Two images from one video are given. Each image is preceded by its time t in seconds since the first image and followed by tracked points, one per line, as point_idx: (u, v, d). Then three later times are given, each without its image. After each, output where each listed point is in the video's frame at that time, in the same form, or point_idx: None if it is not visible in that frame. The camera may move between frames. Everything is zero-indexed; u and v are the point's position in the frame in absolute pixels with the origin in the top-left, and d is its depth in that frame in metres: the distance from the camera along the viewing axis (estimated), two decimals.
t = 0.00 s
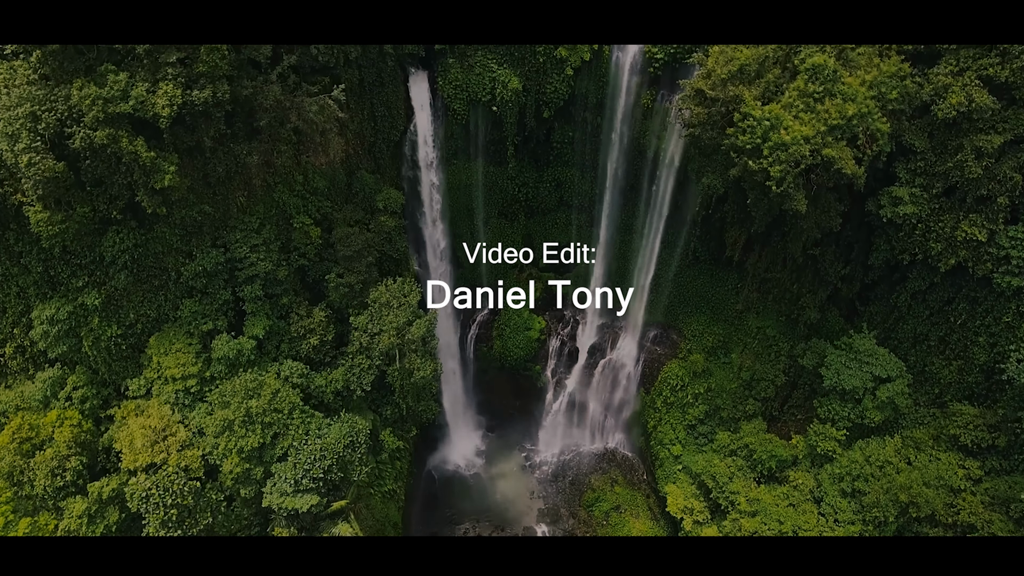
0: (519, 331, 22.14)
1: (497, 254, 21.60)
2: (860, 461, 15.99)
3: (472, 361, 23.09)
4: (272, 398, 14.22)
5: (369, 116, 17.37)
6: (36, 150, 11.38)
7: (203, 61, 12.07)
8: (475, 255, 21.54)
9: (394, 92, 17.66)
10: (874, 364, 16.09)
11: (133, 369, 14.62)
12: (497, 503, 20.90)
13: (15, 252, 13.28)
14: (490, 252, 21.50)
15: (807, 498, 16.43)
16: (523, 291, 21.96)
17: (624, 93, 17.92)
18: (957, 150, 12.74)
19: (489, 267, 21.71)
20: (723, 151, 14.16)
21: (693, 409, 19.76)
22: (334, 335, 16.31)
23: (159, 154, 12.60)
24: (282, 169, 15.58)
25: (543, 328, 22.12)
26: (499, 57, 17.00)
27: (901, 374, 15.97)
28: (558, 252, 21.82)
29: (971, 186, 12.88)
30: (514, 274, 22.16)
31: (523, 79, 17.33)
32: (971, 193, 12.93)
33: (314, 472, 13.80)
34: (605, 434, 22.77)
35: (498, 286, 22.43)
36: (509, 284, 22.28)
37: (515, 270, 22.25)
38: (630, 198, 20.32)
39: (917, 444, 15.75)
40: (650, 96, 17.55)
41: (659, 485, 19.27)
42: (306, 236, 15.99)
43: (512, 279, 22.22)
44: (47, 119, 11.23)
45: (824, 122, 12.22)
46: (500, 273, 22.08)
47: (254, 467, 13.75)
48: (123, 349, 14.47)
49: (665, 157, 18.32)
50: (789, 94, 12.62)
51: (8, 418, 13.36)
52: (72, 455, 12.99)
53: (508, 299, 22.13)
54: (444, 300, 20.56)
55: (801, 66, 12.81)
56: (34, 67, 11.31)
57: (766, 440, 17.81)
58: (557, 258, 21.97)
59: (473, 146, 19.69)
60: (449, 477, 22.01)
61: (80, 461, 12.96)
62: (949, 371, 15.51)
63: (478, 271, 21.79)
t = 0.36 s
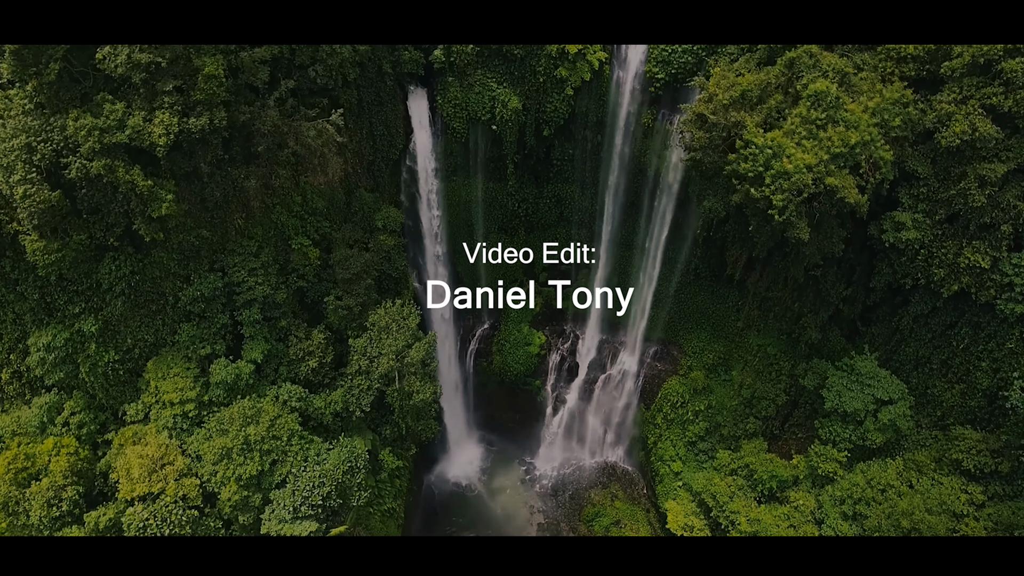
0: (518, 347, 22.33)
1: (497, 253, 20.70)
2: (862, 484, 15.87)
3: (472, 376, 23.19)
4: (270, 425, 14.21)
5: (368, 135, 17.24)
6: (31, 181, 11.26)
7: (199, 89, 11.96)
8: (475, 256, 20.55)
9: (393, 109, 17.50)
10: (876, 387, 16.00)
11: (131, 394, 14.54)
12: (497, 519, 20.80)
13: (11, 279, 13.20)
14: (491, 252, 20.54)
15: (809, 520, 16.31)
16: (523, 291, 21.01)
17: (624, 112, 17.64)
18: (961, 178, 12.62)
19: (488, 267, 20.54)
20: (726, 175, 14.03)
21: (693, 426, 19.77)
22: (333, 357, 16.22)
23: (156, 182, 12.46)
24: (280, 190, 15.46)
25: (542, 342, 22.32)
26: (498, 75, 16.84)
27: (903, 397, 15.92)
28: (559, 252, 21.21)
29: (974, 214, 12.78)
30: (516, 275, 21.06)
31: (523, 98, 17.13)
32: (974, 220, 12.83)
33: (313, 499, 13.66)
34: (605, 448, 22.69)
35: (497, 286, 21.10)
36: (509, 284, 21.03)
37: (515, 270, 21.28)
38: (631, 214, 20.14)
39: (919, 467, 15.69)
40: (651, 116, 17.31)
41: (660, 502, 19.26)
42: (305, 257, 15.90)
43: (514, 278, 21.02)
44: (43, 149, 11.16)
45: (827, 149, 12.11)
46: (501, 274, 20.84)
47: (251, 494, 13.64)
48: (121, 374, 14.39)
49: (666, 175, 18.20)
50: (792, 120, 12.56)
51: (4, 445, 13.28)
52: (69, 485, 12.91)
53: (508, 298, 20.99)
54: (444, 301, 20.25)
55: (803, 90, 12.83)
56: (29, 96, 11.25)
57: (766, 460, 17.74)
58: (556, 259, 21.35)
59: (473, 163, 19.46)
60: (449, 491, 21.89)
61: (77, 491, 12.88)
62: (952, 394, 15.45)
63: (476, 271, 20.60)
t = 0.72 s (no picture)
0: (519, 362, 22.35)
1: (497, 254, 19.64)
2: (864, 506, 15.77)
3: (471, 390, 23.05)
4: (269, 452, 14.13)
5: (367, 154, 17.13)
6: (26, 214, 11.19)
7: (196, 118, 11.85)
8: (475, 255, 19.64)
9: (392, 129, 17.37)
10: (877, 410, 15.92)
11: (128, 419, 14.45)
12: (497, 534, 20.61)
13: (8, 307, 13.18)
14: (490, 252, 19.53)
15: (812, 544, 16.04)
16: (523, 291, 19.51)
17: (625, 131, 17.40)
18: (964, 206, 12.53)
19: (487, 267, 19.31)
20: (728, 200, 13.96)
21: (694, 443, 19.69)
22: (332, 379, 16.10)
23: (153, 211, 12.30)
24: (278, 212, 15.35)
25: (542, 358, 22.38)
26: (498, 94, 16.68)
27: (904, 420, 15.85)
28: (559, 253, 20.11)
29: (977, 242, 12.68)
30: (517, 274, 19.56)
31: (523, 117, 16.99)
32: (977, 248, 12.72)
33: (312, 527, 13.51)
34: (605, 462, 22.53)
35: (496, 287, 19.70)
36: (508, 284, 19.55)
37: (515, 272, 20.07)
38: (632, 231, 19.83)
39: (921, 490, 15.65)
40: (652, 135, 17.12)
41: (659, 518, 19.18)
42: (303, 279, 15.80)
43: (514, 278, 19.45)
44: (38, 181, 11.08)
45: (830, 178, 12.01)
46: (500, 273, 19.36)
47: (250, 521, 13.59)
48: (118, 400, 14.31)
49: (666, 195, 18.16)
50: (793, 147, 12.48)
51: None
52: (65, 515, 12.91)
53: (508, 300, 19.34)
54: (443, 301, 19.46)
55: (806, 117, 12.73)
56: (24, 125, 11.12)
57: (766, 481, 17.58)
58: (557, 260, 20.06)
59: (473, 179, 19.22)
60: (448, 504, 21.72)
61: (73, 521, 12.87)
62: (954, 418, 15.39)
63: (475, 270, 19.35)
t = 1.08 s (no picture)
0: (518, 376, 22.34)
1: (497, 254, 18.08)
2: (865, 528, 15.75)
3: (471, 404, 22.91)
4: (267, 478, 14.10)
5: (365, 173, 17.02)
6: (21, 244, 11.14)
7: (193, 144, 11.72)
8: (474, 256, 18.32)
9: (390, 147, 17.22)
10: (878, 431, 15.87)
11: (126, 442, 14.37)
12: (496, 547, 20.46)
13: (4, 334, 13.17)
14: (490, 252, 18.04)
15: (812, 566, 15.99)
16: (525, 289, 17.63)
17: (626, 148, 17.21)
18: (968, 233, 12.43)
19: (486, 265, 17.60)
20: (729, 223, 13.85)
21: (694, 458, 19.66)
22: (331, 398, 15.99)
23: (149, 237, 12.16)
24: (276, 232, 15.23)
25: (542, 372, 22.40)
26: (498, 112, 16.54)
27: (906, 440, 15.82)
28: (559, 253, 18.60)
29: (981, 269, 12.61)
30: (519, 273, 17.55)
31: (523, 135, 16.83)
32: (980, 274, 12.65)
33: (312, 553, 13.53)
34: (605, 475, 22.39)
35: (496, 288, 17.87)
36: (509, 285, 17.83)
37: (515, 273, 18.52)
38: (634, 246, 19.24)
39: (923, 512, 15.69)
40: (654, 153, 16.88)
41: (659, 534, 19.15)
42: (302, 299, 15.73)
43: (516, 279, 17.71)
44: (34, 211, 11.02)
45: (832, 206, 11.93)
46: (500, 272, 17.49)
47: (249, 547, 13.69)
48: (115, 425, 14.23)
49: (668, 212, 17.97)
50: (796, 173, 12.37)
51: None
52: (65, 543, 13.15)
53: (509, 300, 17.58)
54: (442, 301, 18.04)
55: (808, 143, 12.62)
56: (19, 152, 10.99)
57: (766, 499, 17.62)
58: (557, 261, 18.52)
59: (471, 196, 18.87)
60: (449, 518, 21.61)
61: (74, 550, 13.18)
62: (956, 440, 15.43)
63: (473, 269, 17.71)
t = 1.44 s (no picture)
0: (518, 392, 22.12)
1: (497, 254, 18.45)
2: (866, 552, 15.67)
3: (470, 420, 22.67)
4: (265, 506, 14.04)
5: (364, 193, 16.92)
6: (16, 278, 11.05)
7: (189, 175, 11.61)
8: (474, 256, 18.40)
9: (389, 166, 17.05)
10: (879, 454, 15.80)
11: (123, 468, 14.25)
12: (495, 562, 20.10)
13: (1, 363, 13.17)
14: (490, 252, 18.34)
15: None
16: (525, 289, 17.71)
17: (626, 168, 17.14)
18: (971, 263, 12.34)
19: (486, 264, 17.93)
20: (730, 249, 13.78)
21: (694, 476, 19.57)
22: (329, 421, 15.88)
23: (145, 266, 12.04)
24: (274, 255, 15.11)
25: (542, 387, 22.07)
26: (497, 133, 16.39)
27: (907, 464, 15.75)
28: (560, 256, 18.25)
29: (983, 298, 12.55)
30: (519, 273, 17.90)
31: (523, 156, 16.63)
32: (983, 303, 12.60)
33: None
34: (605, 489, 22.15)
35: (496, 288, 18.06)
36: (509, 285, 18.02)
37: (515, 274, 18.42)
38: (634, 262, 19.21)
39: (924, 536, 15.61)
40: (654, 173, 16.79)
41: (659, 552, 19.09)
42: (300, 321, 15.64)
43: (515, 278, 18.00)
44: (28, 244, 10.96)
45: (834, 236, 11.86)
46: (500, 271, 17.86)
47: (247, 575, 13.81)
48: (112, 451, 14.15)
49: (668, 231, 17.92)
50: (798, 202, 12.29)
51: None
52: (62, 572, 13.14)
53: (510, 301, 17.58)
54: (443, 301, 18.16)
55: (810, 170, 12.55)
56: (13, 184, 10.92)
57: (768, 521, 17.86)
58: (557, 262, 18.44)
59: (470, 214, 18.59)
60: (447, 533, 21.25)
61: None
62: (958, 464, 15.64)
63: (473, 269, 17.87)
